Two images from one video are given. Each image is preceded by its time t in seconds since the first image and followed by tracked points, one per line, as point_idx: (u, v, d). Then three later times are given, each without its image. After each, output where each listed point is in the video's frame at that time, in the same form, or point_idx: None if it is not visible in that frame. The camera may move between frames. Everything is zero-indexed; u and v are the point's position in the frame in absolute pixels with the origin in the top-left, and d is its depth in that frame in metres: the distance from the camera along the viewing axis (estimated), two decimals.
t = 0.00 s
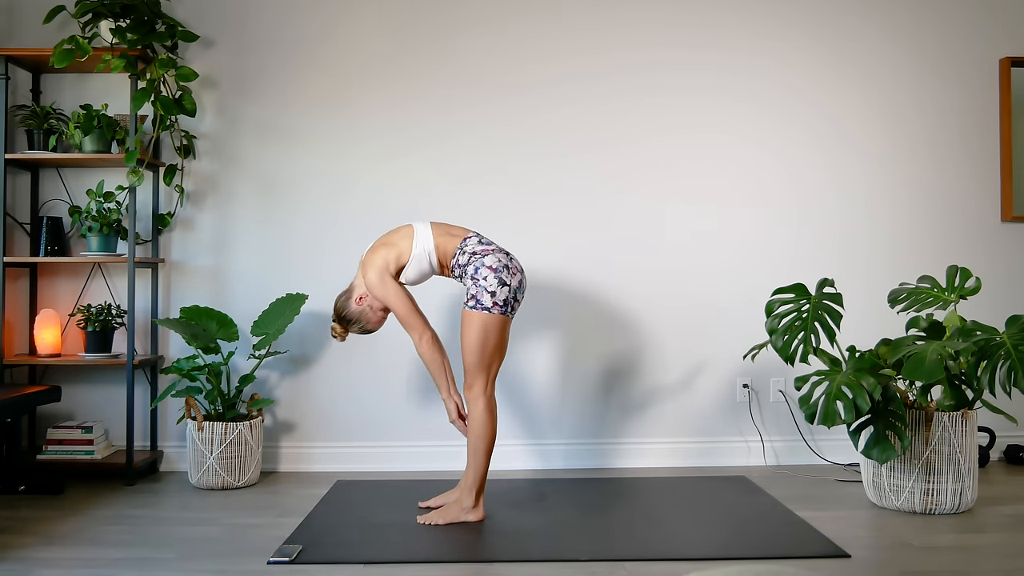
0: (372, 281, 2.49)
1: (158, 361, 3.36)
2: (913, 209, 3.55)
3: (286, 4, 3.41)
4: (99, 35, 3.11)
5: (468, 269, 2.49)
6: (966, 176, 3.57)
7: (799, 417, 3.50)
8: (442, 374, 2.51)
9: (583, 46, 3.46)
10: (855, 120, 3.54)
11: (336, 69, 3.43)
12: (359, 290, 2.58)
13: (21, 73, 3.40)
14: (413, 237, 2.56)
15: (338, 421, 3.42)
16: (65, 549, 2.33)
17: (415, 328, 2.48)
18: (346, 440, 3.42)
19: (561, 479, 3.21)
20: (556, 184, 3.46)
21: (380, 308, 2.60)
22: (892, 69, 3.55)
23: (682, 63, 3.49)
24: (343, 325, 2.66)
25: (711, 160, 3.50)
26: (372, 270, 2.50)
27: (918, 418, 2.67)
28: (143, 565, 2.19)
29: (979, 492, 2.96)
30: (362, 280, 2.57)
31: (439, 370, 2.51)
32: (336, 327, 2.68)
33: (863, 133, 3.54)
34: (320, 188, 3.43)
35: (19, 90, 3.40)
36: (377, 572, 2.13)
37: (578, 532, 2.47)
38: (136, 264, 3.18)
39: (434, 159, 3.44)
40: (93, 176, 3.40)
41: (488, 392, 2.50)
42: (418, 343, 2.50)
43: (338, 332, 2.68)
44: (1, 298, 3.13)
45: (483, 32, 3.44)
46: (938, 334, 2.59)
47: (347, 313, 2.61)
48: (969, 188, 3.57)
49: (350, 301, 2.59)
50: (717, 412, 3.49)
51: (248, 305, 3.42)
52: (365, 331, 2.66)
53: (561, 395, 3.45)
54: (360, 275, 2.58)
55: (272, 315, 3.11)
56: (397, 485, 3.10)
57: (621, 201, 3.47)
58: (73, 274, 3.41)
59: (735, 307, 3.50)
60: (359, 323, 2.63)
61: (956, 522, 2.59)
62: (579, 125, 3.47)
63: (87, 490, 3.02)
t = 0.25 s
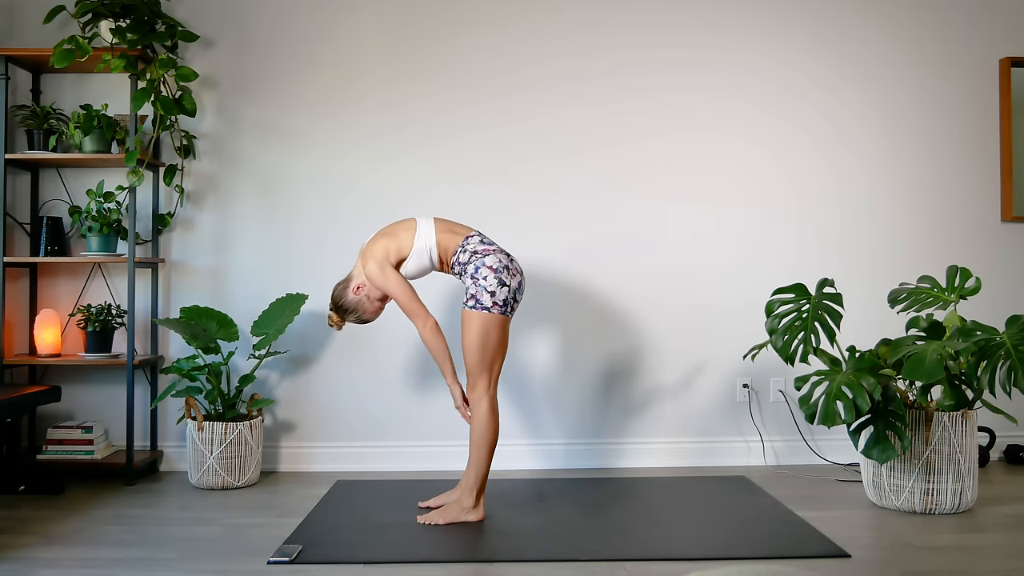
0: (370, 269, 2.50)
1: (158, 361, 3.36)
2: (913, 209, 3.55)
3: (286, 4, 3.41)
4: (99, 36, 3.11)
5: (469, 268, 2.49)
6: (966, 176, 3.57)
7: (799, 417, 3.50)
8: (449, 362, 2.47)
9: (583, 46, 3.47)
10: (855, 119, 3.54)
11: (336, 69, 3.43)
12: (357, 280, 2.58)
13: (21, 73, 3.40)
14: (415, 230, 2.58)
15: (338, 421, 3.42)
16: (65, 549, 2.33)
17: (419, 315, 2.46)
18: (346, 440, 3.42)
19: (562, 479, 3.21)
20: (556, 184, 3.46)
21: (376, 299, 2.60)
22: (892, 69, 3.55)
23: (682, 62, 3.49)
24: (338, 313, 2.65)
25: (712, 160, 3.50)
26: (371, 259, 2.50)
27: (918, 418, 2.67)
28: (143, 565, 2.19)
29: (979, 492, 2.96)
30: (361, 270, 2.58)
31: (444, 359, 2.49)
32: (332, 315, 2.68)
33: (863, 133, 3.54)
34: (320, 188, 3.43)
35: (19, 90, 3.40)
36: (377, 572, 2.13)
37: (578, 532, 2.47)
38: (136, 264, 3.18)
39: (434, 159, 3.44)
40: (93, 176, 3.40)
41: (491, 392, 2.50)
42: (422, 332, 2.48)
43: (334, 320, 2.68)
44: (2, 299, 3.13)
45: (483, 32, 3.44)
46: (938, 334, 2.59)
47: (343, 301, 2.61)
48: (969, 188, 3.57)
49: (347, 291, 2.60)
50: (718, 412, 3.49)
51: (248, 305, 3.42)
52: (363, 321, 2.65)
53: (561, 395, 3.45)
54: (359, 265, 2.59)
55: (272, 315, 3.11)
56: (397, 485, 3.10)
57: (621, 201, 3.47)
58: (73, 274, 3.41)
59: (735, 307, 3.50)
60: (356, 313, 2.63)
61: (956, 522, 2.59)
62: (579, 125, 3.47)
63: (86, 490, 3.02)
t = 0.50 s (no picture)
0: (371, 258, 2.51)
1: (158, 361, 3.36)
2: (913, 209, 3.55)
3: (286, 4, 3.41)
4: (99, 35, 3.11)
5: (469, 267, 2.50)
6: (966, 175, 3.57)
7: (799, 417, 3.50)
8: (451, 348, 2.47)
9: (583, 46, 3.47)
10: (855, 119, 3.54)
11: (336, 69, 3.43)
12: (357, 268, 2.60)
13: (21, 73, 3.40)
14: (419, 223, 2.57)
15: (338, 421, 3.42)
16: (65, 549, 2.33)
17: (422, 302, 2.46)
18: (346, 440, 3.42)
19: (562, 479, 3.21)
20: (556, 184, 3.46)
21: (376, 287, 2.61)
22: (892, 69, 3.55)
23: (682, 62, 3.49)
24: (338, 299, 2.67)
25: (712, 160, 3.50)
26: (373, 248, 2.51)
27: (918, 418, 2.67)
28: (142, 565, 2.19)
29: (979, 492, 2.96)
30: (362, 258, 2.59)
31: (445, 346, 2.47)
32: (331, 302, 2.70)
33: (863, 133, 3.54)
34: (320, 188, 3.43)
35: (19, 90, 3.40)
36: (377, 572, 2.13)
37: (578, 531, 2.47)
38: (136, 264, 3.18)
39: (434, 159, 3.44)
40: (93, 176, 3.40)
41: (492, 392, 2.50)
42: (426, 320, 2.46)
43: (333, 307, 2.71)
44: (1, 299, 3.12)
45: (483, 32, 3.44)
46: (938, 334, 2.59)
47: (342, 288, 2.63)
48: (969, 188, 3.57)
49: (346, 279, 2.61)
50: (718, 412, 3.50)
51: (248, 305, 3.42)
52: (360, 308, 2.67)
53: (561, 395, 3.45)
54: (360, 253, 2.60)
55: (272, 315, 3.11)
56: (397, 485, 3.10)
57: (621, 201, 3.47)
58: (73, 274, 3.41)
59: (735, 307, 3.50)
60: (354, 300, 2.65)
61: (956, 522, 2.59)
62: (579, 125, 3.47)
63: (86, 490, 3.02)
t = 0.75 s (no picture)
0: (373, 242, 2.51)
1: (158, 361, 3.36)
2: (913, 209, 3.55)
3: (286, 4, 3.41)
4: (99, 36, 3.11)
5: (468, 266, 2.50)
6: (966, 175, 3.57)
7: (799, 417, 3.50)
8: (450, 336, 2.48)
9: (583, 46, 3.47)
10: (855, 119, 3.54)
11: (336, 68, 3.43)
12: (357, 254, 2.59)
13: (21, 73, 3.40)
14: (423, 215, 2.58)
15: (338, 421, 3.42)
16: (64, 549, 2.33)
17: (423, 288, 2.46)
18: (346, 440, 3.42)
19: (561, 479, 3.21)
20: (556, 184, 3.46)
21: (375, 273, 2.61)
22: (892, 69, 3.55)
23: (682, 62, 3.49)
24: (336, 283, 2.64)
25: (712, 160, 3.50)
26: (376, 233, 2.51)
27: (918, 418, 2.67)
28: (142, 565, 2.19)
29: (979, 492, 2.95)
30: (363, 243, 2.58)
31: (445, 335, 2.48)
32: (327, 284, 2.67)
33: (863, 132, 3.54)
34: (320, 188, 3.43)
35: (19, 90, 3.40)
36: (377, 572, 2.13)
37: (578, 532, 2.47)
38: (136, 264, 3.18)
39: (433, 159, 3.44)
40: (93, 176, 3.40)
41: (492, 392, 2.50)
42: (427, 306, 2.46)
43: (330, 291, 2.68)
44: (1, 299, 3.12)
45: (483, 31, 3.44)
46: (938, 334, 2.59)
47: (341, 272, 2.60)
48: (969, 188, 3.57)
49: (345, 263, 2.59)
50: (717, 412, 3.49)
51: (248, 305, 3.42)
52: (356, 292, 2.65)
53: (561, 395, 3.45)
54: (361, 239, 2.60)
55: (272, 315, 3.11)
56: (397, 485, 3.10)
57: (621, 202, 3.47)
58: (73, 274, 3.41)
59: (735, 307, 3.50)
60: (351, 285, 2.62)
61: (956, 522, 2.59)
62: (579, 125, 3.47)
63: (86, 490, 3.02)
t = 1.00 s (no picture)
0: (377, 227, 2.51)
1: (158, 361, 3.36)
2: (913, 209, 3.55)
3: (286, 3, 3.41)
4: (99, 35, 3.11)
5: (467, 264, 2.50)
6: (966, 175, 3.57)
7: (799, 417, 3.50)
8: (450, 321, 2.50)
9: (583, 45, 3.46)
10: (855, 119, 3.54)
11: (335, 68, 3.43)
12: (359, 238, 2.59)
13: (21, 73, 3.40)
14: (428, 207, 2.57)
15: (338, 421, 3.42)
16: (65, 549, 2.33)
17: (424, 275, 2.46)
18: (346, 440, 3.42)
19: (562, 479, 3.21)
20: (556, 184, 3.46)
21: (376, 258, 2.61)
22: (892, 68, 3.55)
23: (682, 61, 3.49)
24: (335, 265, 2.64)
25: (712, 159, 3.50)
26: (381, 219, 2.51)
27: (918, 418, 2.67)
28: (142, 565, 2.19)
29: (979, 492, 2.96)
30: (366, 228, 2.58)
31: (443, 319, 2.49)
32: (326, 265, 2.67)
33: (863, 132, 3.54)
34: (320, 188, 3.43)
35: (19, 90, 3.40)
36: (377, 572, 2.13)
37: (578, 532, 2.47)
38: (136, 264, 3.18)
39: (433, 159, 3.44)
40: (93, 176, 3.40)
41: (492, 392, 2.50)
42: (428, 294, 2.46)
43: (329, 272, 2.67)
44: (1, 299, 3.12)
45: (483, 30, 3.44)
46: (938, 334, 2.59)
47: (341, 254, 2.60)
48: (970, 187, 3.57)
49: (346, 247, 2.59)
50: (718, 413, 3.50)
51: (248, 306, 3.42)
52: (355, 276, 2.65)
53: (561, 395, 3.45)
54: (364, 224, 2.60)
55: (272, 315, 3.11)
56: (397, 485, 3.10)
57: (621, 201, 3.47)
58: (73, 274, 3.41)
59: (735, 307, 3.50)
60: (350, 269, 2.62)
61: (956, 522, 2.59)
62: (579, 124, 3.47)
63: (86, 490, 3.02)
